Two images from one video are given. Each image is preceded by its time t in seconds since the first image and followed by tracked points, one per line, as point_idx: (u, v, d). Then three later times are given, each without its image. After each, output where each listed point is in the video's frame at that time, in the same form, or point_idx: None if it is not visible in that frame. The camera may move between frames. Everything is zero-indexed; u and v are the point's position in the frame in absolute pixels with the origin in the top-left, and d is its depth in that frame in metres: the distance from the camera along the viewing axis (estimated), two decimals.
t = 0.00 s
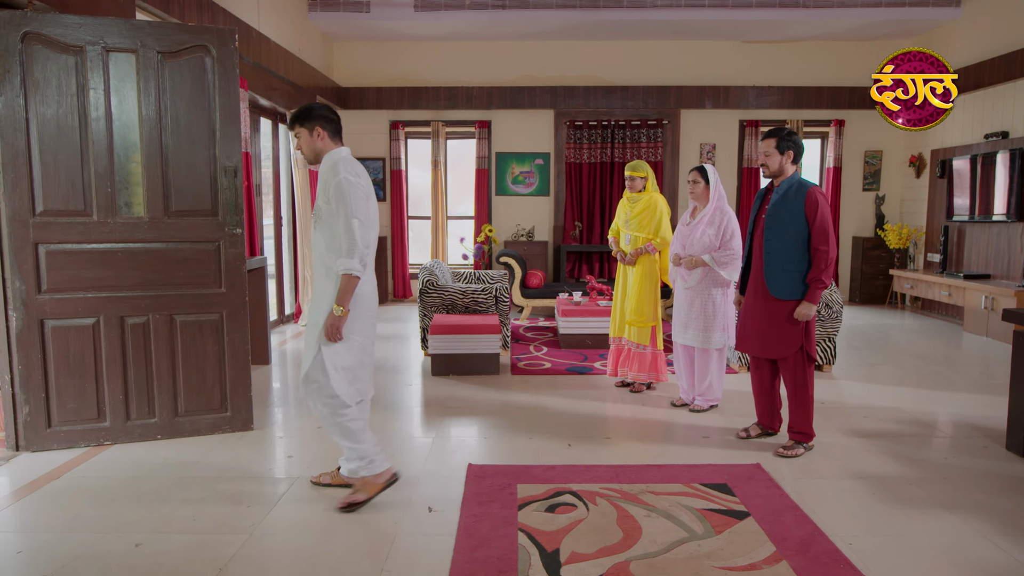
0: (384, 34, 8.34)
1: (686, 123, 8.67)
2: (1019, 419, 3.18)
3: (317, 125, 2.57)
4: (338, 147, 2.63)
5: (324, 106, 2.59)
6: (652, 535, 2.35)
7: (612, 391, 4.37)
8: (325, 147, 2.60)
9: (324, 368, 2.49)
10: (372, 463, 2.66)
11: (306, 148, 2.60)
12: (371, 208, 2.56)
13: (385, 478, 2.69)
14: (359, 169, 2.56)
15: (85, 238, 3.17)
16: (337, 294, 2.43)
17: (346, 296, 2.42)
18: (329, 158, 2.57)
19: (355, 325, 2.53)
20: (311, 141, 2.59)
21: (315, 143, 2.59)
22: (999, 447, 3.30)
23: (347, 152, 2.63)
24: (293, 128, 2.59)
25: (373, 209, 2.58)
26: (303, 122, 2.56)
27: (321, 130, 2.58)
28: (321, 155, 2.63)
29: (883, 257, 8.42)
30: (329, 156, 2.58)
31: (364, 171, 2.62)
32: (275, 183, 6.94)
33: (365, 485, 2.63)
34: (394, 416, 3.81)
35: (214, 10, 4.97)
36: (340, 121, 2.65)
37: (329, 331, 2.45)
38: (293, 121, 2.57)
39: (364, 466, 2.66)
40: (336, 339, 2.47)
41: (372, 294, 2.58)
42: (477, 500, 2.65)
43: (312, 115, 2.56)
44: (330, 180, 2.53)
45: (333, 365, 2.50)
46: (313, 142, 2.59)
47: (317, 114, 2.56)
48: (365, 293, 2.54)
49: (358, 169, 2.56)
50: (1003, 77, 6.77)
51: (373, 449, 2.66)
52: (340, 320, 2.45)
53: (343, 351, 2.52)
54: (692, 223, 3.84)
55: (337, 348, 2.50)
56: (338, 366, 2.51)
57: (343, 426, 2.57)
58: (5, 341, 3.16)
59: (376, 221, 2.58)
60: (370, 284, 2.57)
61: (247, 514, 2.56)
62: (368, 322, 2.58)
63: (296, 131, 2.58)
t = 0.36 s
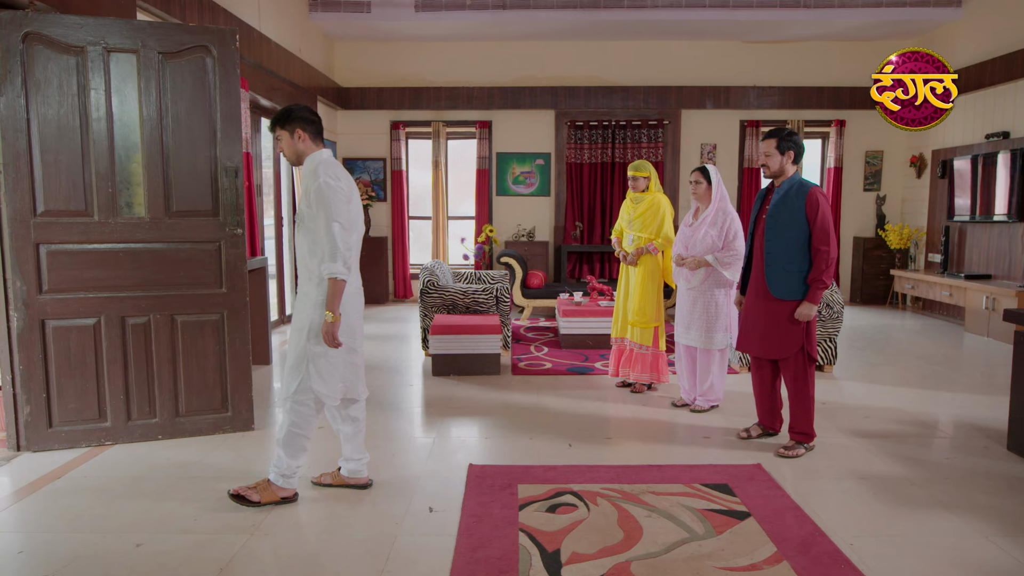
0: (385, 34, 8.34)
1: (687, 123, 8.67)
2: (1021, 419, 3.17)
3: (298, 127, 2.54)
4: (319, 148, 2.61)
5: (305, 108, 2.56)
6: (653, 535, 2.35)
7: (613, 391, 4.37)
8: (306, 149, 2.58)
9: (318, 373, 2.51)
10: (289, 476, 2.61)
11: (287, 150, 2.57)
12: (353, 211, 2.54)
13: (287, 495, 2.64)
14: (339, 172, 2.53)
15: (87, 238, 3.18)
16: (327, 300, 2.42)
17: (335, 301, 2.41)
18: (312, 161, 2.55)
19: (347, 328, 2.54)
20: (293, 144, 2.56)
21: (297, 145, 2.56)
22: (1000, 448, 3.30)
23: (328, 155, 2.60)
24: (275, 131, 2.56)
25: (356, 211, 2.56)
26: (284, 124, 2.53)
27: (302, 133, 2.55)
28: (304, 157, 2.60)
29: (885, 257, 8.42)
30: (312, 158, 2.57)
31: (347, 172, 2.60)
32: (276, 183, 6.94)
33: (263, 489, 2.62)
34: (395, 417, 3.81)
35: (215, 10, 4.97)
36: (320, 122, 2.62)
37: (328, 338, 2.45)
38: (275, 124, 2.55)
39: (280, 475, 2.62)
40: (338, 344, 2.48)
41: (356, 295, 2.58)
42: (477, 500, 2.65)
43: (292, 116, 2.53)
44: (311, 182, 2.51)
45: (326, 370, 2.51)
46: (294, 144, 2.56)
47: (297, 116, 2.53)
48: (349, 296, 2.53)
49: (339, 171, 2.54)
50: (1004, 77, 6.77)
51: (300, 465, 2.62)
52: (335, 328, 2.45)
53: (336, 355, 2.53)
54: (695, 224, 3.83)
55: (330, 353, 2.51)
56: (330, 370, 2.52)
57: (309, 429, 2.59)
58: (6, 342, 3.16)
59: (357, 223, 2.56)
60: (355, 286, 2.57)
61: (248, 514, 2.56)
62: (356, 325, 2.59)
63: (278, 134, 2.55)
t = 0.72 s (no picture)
0: (389, 35, 8.36)
1: (691, 123, 8.65)
2: None
3: (277, 125, 2.52)
4: (298, 148, 2.57)
5: (285, 106, 2.53)
6: (657, 535, 2.35)
7: (617, 391, 4.37)
8: (285, 148, 2.55)
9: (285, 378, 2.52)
10: (290, 478, 2.63)
11: (266, 147, 2.56)
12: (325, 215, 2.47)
13: (291, 494, 2.65)
14: (312, 176, 2.45)
15: (92, 238, 3.19)
16: (286, 307, 2.42)
17: (292, 309, 2.41)
18: (289, 159, 2.51)
19: (316, 335, 2.51)
20: (272, 142, 2.55)
21: (276, 144, 2.54)
22: (1006, 449, 3.29)
23: (309, 154, 2.55)
24: (257, 127, 2.56)
25: (330, 214, 2.49)
26: (264, 121, 2.52)
27: (281, 131, 2.53)
28: (284, 156, 2.58)
29: (890, 257, 8.40)
30: (288, 157, 2.53)
31: (324, 175, 2.51)
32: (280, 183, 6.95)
33: (267, 490, 2.63)
34: (399, 416, 3.81)
35: (220, 11, 4.98)
36: (303, 120, 2.59)
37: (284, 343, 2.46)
38: (256, 120, 2.54)
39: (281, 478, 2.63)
40: (296, 351, 2.48)
41: (330, 301, 2.53)
42: (481, 500, 2.65)
43: (272, 114, 2.51)
44: (281, 186, 2.47)
45: (294, 376, 2.52)
46: (273, 142, 2.54)
47: (277, 114, 2.51)
48: (320, 301, 2.49)
49: (311, 176, 2.45)
50: (1009, 77, 6.75)
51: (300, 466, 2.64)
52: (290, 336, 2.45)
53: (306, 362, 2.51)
54: (700, 224, 3.82)
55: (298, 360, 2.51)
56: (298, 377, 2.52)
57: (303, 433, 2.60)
58: (13, 341, 3.18)
59: (331, 228, 2.49)
60: (328, 291, 2.52)
61: (253, 514, 2.57)
62: (329, 330, 2.55)
63: (258, 131, 2.55)
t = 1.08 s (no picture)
0: (392, 35, 8.37)
1: (694, 123, 8.64)
2: None
3: (252, 124, 2.52)
4: (275, 147, 2.58)
5: (261, 103, 2.53)
6: (659, 536, 2.35)
7: (619, 392, 4.36)
8: (261, 147, 2.56)
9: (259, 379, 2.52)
10: (292, 479, 2.63)
11: (242, 147, 2.57)
12: (296, 217, 2.45)
13: (294, 494, 2.65)
14: (284, 178, 2.43)
15: (95, 238, 3.20)
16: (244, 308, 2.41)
17: (246, 311, 2.38)
18: (265, 160, 2.53)
19: (287, 336, 2.49)
20: (248, 141, 2.55)
21: (252, 143, 2.55)
22: (1008, 449, 3.28)
23: (285, 153, 2.56)
24: (231, 125, 2.56)
25: (302, 216, 2.47)
26: (239, 120, 2.52)
27: (257, 130, 2.53)
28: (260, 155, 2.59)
29: (892, 257, 8.38)
30: (264, 157, 2.54)
31: (297, 176, 2.49)
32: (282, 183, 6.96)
33: (268, 490, 2.63)
34: (401, 417, 3.81)
35: (223, 11, 5.00)
36: (280, 119, 2.60)
37: (231, 345, 2.45)
38: (230, 119, 2.54)
39: (284, 479, 2.63)
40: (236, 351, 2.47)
41: (305, 303, 2.52)
42: (484, 500, 2.65)
43: (248, 113, 2.52)
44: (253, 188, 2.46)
45: (264, 379, 2.51)
46: (249, 141, 2.55)
47: (253, 112, 2.51)
48: (292, 303, 2.48)
49: (283, 177, 2.43)
50: (1012, 77, 6.74)
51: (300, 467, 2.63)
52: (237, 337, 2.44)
53: (278, 365, 2.50)
54: (703, 224, 3.82)
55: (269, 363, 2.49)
56: (270, 380, 2.50)
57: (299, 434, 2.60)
58: (16, 341, 3.19)
59: (302, 229, 2.47)
60: (300, 294, 2.50)
61: (255, 514, 2.57)
62: (301, 332, 2.52)
63: (234, 130, 2.55)
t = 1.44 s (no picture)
0: (393, 35, 8.37)
1: (695, 123, 8.64)
2: None
3: (239, 124, 2.52)
4: (262, 147, 2.59)
5: (247, 104, 2.54)
6: (661, 536, 2.35)
7: (621, 392, 4.36)
8: (248, 148, 2.56)
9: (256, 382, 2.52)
10: (292, 478, 2.64)
11: (229, 147, 2.57)
12: (285, 216, 2.46)
13: (295, 493, 2.66)
14: (272, 178, 2.44)
15: (96, 238, 3.20)
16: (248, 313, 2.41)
17: (256, 314, 2.39)
18: (252, 159, 2.53)
19: (282, 338, 2.49)
20: (235, 141, 2.56)
21: (239, 143, 2.55)
22: (1010, 450, 3.27)
23: (272, 153, 2.56)
24: (218, 125, 2.56)
25: (291, 215, 2.48)
26: (226, 120, 2.52)
27: (244, 130, 2.54)
28: (247, 155, 2.59)
29: (893, 257, 8.38)
30: (251, 157, 2.54)
31: (285, 175, 2.49)
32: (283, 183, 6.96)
33: (269, 490, 2.64)
34: (402, 417, 3.81)
35: (224, 12, 5.00)
36: (266, 119, 2.60)
37: (249, 353, 2.43)
38: (217, 119, 2.54)
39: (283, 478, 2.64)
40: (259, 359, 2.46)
41: (297, 303, 2.52)
42: (485, 500, 2.65)
43: (234, 113, 2.52)
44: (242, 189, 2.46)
45: (258, 379, 2.51)
46: (236, 142, 2.55)
47: (239, 112, 2.52)
48: (285, 304, 2.48)
49: (272, 177, 2.44)
50: (1014, 76, 6.73)
51: (297, 467, 2.65)
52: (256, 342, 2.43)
53: (270, 365, 2.50)
54: (704, 223, 3.82)
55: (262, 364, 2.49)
56: (267, 382, 2.50)
57: (297, 433, 2.62)
58: (18, 341, 3.19)
59: (292, 228, 2.48)
60: (292, 294, 2.50)
61: (257, 514, 2.57)
62: (294, 333, 2.53)
63: (220, 130, 2.56)
